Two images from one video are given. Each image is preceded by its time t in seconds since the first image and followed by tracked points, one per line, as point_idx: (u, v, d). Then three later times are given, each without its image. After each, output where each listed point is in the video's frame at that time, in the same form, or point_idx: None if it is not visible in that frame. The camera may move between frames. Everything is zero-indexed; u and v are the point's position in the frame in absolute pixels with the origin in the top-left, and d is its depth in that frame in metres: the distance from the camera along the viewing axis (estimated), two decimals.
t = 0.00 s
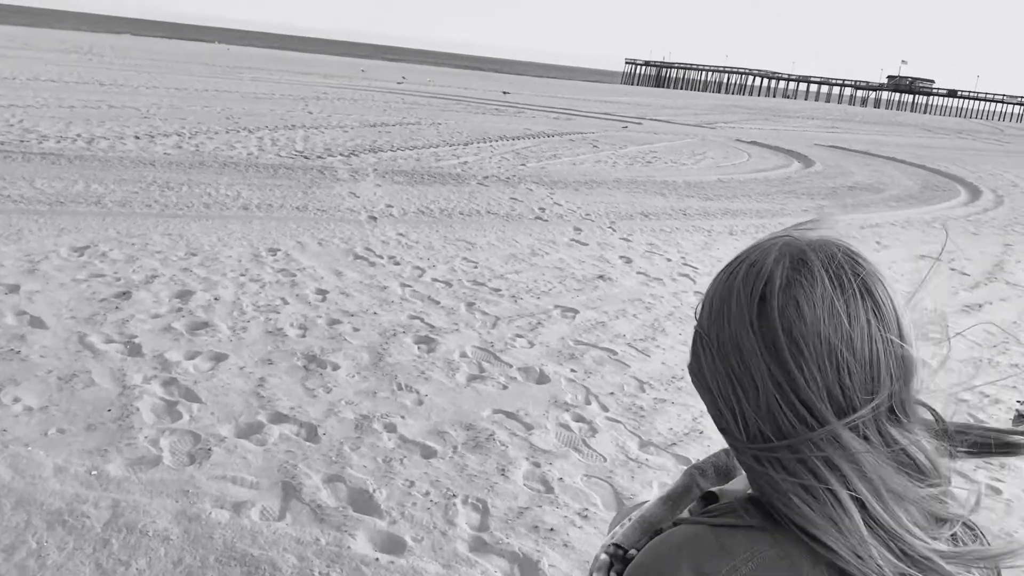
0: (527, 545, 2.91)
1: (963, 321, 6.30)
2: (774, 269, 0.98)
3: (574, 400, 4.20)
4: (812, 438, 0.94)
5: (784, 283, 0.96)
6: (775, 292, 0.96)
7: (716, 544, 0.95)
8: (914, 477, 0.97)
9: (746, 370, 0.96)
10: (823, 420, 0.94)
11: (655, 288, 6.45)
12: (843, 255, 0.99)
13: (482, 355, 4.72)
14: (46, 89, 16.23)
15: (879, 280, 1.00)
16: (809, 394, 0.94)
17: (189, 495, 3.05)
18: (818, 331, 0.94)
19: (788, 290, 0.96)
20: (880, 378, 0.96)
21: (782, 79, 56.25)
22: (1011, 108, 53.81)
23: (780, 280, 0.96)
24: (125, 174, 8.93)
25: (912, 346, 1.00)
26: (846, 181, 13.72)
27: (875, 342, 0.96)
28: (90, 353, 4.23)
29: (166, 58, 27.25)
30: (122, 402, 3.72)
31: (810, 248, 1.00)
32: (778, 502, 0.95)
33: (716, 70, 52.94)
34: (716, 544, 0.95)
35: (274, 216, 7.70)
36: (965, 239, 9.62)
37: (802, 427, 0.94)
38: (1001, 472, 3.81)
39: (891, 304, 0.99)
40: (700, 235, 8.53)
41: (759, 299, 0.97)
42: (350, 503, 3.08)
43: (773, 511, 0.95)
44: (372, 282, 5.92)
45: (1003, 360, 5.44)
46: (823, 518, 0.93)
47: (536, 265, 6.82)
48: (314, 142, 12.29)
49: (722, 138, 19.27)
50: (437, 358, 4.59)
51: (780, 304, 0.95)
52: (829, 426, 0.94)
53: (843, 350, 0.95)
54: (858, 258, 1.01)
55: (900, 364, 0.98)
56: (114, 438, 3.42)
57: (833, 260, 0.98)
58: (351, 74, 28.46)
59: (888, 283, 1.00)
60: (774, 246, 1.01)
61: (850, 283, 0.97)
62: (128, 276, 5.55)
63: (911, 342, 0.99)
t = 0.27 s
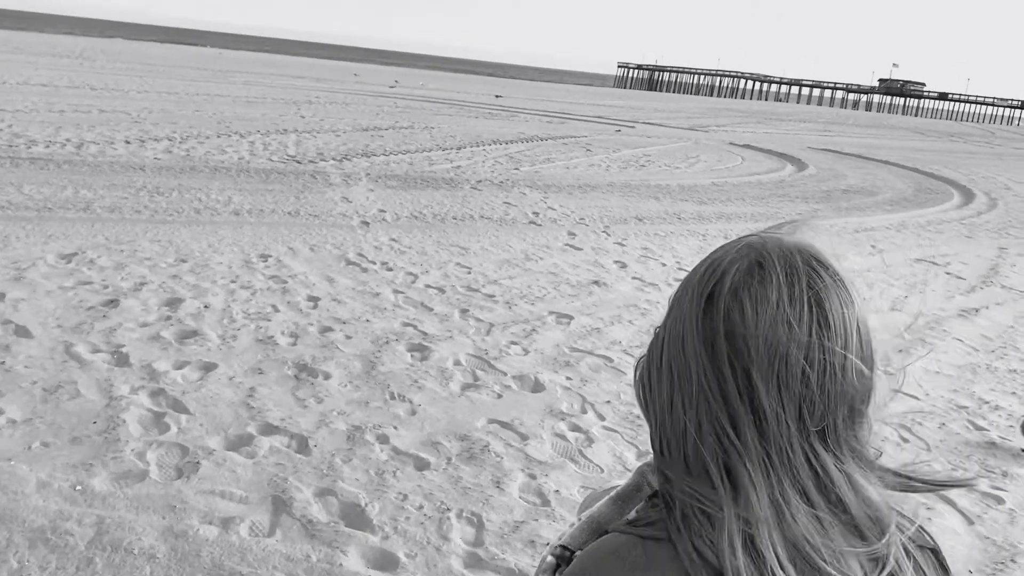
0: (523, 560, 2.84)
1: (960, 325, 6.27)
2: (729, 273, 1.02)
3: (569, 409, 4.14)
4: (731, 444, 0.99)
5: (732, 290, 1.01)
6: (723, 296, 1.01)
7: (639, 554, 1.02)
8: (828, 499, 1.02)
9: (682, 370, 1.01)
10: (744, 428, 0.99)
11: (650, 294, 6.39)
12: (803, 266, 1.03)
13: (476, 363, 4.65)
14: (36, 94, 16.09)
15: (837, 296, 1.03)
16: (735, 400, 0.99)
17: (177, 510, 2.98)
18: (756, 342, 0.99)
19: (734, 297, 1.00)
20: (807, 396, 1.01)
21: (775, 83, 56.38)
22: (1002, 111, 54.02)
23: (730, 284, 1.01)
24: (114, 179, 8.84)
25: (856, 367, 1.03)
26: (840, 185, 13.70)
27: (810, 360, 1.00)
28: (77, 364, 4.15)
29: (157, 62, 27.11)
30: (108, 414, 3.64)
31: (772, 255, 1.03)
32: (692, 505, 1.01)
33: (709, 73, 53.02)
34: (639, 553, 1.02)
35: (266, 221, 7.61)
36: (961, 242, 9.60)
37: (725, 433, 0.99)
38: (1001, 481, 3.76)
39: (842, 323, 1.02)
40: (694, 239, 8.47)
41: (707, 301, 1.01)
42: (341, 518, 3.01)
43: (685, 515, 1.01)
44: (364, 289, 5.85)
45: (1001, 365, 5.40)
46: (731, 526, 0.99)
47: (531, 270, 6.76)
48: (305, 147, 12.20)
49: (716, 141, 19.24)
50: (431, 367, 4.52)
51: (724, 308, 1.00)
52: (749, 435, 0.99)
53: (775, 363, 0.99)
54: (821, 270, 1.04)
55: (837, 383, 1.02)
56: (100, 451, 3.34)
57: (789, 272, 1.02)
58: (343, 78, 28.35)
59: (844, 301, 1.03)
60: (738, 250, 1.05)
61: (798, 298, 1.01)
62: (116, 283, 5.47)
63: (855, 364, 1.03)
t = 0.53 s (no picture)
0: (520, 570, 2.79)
1: (957, 327, 6.24)
2: (705, 251, 0.93)
3: (566, 414, 4.09)
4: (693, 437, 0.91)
5: (708, 269, 0.91)
6: (697, 275, 0.91)
7: (593, 537, 0.95)
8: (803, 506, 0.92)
9: (649, 350, 0.92)
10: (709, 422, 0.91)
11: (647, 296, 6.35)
12: (785, 249, 0.93)
13: (471, 367, 4.60)
14: (28, 96, 16.01)
15: (819, 285, 0.93)
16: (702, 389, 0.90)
17: (167, 519, 2.92)
18: (729, 328, 0.89)
19: (709, 277, 0.91)
20: (781, 391, 0.91)
21: (769, 85, 56.47)
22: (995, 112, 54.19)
23: (706, 264, 0.91)
24: (106, 182, 8.77)
25: (838, 362, 0.94)
26: (835, 186, 13.69)
27: (787, 352, 0.91)
28: (66, 369, 4.08)
29: (151, 65, 27.03)
30: (97, 421, 3.58)
31: (755, 235, 0.94)
32: (648, 502, 0.93)
33: (703, 75, 53.10)
34: (594, 539, 0.95)
35: (259, 224, 7.56)
36: (957, 244, 9.58)
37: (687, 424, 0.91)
38: (1003, 485, 3.72)
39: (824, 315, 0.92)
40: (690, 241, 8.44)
41: (680, 280, 0.92)
42: (334, 527, 2.96)
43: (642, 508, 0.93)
44: (358, 292, 5.79)
45: (999, 368, 5.37)
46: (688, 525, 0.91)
47: (526, 273, 6.71)
48: (300, 149, 12.15)
49: (711, 143, 19.23)
50: (425, 371, 4.46)
51: (697, 289, 0.91)
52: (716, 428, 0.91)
53: (748, 354, 0.90)
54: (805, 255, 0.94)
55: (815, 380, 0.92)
56: (88, 459, 3.28)
57: (771, 253, 0.92)
58: (338, 80, 28.30)
59: (828, 291, 0.93)
60: (719, 229, 0.96)
61: (777, 283, 0.91)
62: (107, 287, 5.41)
63: (838, 357, 0.93)
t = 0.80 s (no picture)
0: None
1: (952, 331, 6.20)
2: (664, 229, 0.99)
3: (559, 423, 4.02)
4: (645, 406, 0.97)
5: (664, 246, 0.97)
6: (654, 250, 0.97)
7: (537, 501, 1.02)
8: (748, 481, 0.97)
9: (606, 323, 0.99)
10: (662, 391, 0.96)
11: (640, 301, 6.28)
12: (745, 229, 0.99)
13: (463, 375, 4.52)
14: (15, 101, 15.85)
15: (775, 267, 0.99)
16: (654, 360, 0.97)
17: (149, 535, 2.84)
18: (681, 301, 0.96)
19: (665, 253, 0.97)
20: (730, 364, 0.97)
21: (760, 89, 56.58)
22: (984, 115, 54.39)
23: (663, 240, 0.98)
24: (93, 188, 8.66)
25: (789, 340, 0.99)
26: (827, 190, 13.66)
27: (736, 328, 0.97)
28: (48, 379, 3.99)
29: (140, 70, 26.87)
30: (80, 432, 3.50)
31: (712, 213, 1.00)
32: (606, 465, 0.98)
33: (695, 80, 53.18)
34: (538, 503, 1.02)
35: (248, 230, 7.46)
36: (950, 248, 9.55)
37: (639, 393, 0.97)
38: (1003, 494, 3.67)
39: (777, 296, 0.98)
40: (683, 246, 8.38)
41: (639, 254, 0.98)
42: (322, 541, 2.88)
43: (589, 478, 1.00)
44: (348, 298, 5.71)
45: (996, 372, 5.32)
46: (636, 491, 0.97)
47: (518, 278, 6.64)
48: (290, 154, 12.05)
49: (703, 147, 19.20)
50: (416, 379, 4.39)
51: (653, 262, 0.97)
52: (667, 398, 0.96)
53: (699, 328, 0.96)
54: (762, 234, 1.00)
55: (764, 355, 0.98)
56: (69, 472, 3.20)
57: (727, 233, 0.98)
58: (329, 85, 28.19)
59: (778, 274, 0.99)
60: (683, 204, 1.02)
61: (729, 261, 0.97)
62: (92, 294, 5.31)
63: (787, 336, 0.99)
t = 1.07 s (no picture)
0: None
1: (946, 335, 6.15)
2: (621, 233, 1.05)
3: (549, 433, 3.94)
4: (599, 402, 1.04)
5: (618, 249, 1.04)
6: (609, 252, 1.05)
7: (493, 497, 1.09)
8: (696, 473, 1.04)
9: (566, 323, 1.07)
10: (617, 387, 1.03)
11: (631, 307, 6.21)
12: (697, 230, 1.05)
13: (451, 383, 4.44)
14: None
15: (724, 268, 1.05)
16: (607, 356, 1.03)
17: (126, 554, 2.75)
18: (631, 299, 1.02)
19: (618, 256, 1.04)
20: (681, 360, 1.03)
21: (749, 92, 56.69)
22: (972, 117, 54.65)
23: (616, 242, 1.05)
24: (77, 193, 8.53)
25: (736, 339, 1.05)
26: (818, 193, 13.64)
27: (685, 323, 1.02)
28: (25, 391, 3.89)
29: (127, 73, 26.66)
30: (56, 446, 3.40)
31: (668, 214, 1.06)
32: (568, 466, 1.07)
33: (684, 82, 53.25)
34: (505, 493, 1.10)
35: (234, 235, 7.36)
36: (941, 250, 9.52)
37: (592, 389, 1.04)
38: (1002, 503, 3.61)
39: (724, 295, 1.04)
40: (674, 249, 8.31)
41: (596, 257, 1.06)
42: (305, 558, 2.79)
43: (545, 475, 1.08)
44: (335, 305, 5.62)
45: (991, 377, 5.27)
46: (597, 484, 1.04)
47: (507, 283, 6.56)
48: (277, 158, 11.93)
49: (693, 150, 19.17)
50: (404, 388, 4.30)
51: (607, 263, 1.04)
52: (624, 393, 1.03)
53: (648, 326, 1.02)
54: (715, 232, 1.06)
55: (710, 352, 1.04)
56: (44, 488, 3.10)
57: (681, 233, 1.04)
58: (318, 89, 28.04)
59: (726, 274, 1.04)
60: (642, 207, 1.09)
61: (679, 263, 1.03)
62: (73, 302, 5.20)
63: (733, 333, 1.05)
